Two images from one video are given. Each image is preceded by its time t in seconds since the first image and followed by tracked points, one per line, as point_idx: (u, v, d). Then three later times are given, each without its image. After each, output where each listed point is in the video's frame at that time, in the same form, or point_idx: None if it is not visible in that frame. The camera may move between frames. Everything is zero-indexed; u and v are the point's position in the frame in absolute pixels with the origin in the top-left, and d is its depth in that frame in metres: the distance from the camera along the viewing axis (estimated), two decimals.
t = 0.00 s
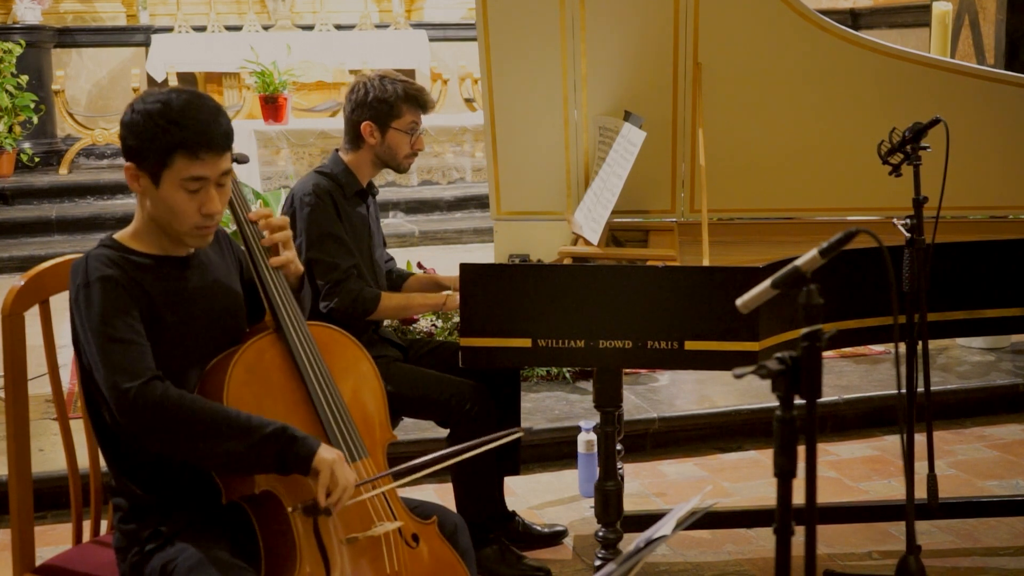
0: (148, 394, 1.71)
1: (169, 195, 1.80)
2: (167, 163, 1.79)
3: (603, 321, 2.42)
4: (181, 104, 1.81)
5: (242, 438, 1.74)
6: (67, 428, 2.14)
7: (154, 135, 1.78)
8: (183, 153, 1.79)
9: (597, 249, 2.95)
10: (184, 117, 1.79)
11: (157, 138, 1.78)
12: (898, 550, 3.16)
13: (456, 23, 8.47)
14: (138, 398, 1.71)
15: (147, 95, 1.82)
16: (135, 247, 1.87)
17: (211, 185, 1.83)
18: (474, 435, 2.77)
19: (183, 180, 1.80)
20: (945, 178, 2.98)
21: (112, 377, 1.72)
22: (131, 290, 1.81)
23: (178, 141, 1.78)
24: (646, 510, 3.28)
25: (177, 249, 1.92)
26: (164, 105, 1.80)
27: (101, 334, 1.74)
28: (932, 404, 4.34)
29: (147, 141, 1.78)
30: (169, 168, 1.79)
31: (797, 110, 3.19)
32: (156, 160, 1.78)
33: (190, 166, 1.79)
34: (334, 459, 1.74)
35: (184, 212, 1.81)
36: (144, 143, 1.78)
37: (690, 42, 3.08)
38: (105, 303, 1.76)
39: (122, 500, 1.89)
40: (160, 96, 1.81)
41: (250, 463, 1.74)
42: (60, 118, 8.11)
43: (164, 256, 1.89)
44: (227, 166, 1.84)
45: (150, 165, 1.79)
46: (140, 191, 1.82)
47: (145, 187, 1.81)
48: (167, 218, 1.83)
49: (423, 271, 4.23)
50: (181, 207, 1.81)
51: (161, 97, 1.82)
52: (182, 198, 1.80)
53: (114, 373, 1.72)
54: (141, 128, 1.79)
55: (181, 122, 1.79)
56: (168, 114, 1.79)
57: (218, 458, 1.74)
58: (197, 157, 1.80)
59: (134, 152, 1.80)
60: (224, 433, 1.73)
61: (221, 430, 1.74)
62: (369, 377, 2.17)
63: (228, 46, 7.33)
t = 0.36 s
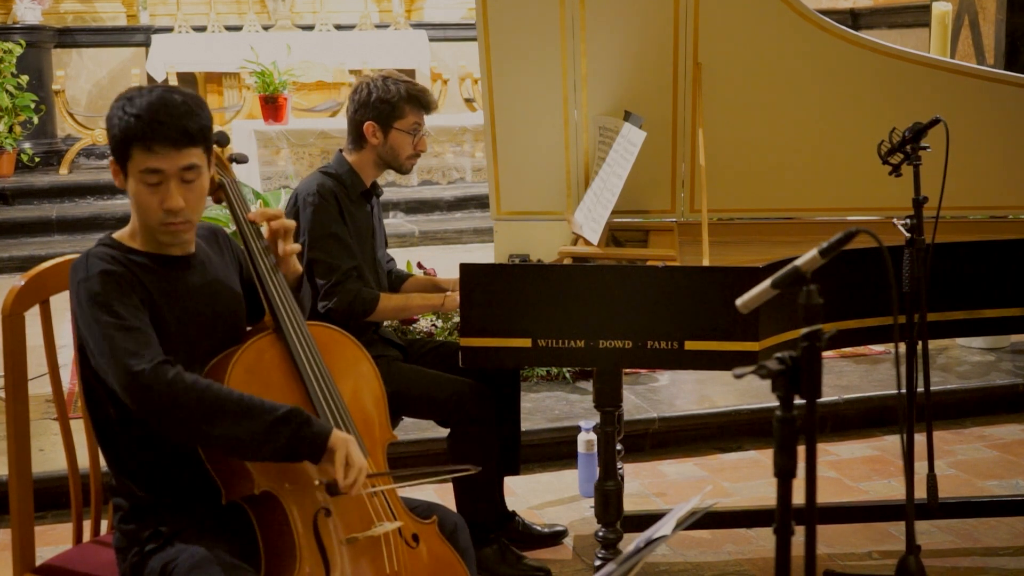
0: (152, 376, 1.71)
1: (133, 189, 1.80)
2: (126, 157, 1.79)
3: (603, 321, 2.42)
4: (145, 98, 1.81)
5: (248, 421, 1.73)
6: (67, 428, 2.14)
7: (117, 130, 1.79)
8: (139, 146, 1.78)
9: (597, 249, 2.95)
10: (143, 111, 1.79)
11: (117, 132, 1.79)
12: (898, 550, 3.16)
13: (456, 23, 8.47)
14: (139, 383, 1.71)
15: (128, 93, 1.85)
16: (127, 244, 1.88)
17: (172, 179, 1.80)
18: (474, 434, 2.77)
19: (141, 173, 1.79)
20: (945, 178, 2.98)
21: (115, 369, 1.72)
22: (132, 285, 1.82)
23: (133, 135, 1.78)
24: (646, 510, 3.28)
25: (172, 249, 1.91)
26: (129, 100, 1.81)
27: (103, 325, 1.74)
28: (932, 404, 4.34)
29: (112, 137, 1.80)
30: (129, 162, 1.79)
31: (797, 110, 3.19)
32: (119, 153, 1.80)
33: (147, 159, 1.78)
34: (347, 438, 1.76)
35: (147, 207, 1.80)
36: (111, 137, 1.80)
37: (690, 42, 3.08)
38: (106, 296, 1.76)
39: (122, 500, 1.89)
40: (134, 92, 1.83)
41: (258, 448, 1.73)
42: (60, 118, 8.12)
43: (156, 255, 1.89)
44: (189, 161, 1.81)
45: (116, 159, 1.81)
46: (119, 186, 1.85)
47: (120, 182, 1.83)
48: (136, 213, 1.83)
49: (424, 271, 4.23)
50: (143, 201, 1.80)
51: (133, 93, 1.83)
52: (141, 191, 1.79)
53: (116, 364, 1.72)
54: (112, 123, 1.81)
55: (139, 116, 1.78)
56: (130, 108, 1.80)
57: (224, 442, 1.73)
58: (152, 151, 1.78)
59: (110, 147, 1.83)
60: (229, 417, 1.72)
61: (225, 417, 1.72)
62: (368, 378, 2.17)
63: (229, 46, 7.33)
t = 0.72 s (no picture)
0: (145, 359, 1.69)
1: (124, 188, 1.81)
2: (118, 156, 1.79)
3: (603, 321, 2.42)
4: (135, 98, 1.80)
5: (242, 409, 1.71)
6: (67, 428, 2.14)
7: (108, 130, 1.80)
8: (128, 145, 1.78)
9: (597, 249, 2.95)
10: (132, 110, 1.78)
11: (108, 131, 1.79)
12: (898, 550, 3.16)
13: (456, 23, 8.47)
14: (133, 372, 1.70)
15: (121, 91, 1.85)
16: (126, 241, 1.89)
17: (161, 178, 1.80)
18: (473, 435, 2.77)
19: (132, 172, 1.79)
20: (945, 178, 2.97)
21: (111, 358, 1.72)
22: (130, 280, 1.82)
23: (122, 134, 1.77)
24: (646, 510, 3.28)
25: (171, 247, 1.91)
26: (119, 100, 1.80)
27: (102, 315, 1.74)
28: (933, 404, 4.34)
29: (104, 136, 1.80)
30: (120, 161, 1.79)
31: (797, 110, 3.19)
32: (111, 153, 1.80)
33: (136, 158, 1.78)
34: (338, 438, 1.74)
35: (138, 206, 1.81)
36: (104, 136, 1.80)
37: (690, 42, 3.08)
38: (104, 291, 1.77)
39: (121, 501, 1.88)
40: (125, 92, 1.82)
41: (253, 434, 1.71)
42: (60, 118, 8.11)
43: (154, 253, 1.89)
44: (179, 159, 1.81)
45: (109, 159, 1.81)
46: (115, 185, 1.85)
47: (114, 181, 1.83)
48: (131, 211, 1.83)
49: (423, 271, 4.23)
50: (136, 200, 1.80)
51: (124, 92, 1.83)
52: (133, 190, 1.79)
53: (113, 354, 1.71)
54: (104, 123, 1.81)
55: (127, 115, 1.78)
56: (120, 107, 1.79)
57: (218, 428, 1.71)
58: (142, 150, 1.78)
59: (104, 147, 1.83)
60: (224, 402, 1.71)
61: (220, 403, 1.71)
62: (368, 379, 2.17)
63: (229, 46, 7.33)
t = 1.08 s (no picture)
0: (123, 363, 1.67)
1: (159, 194, 1.80)
2: (155, 163, 1.78)
3: (603, 321, 2.42)
4: (161, 101, 1.79)
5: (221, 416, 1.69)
6: (67, 428, 2.14)
7: (138, 134, 1.77)
8: (170, 152, 1.78)
9: (597, 249, 2.95)
10: (173, 116, 1.78)
11: (146, 138, 1.77)
12: (898, 550, 3.16)
13: (455, 23, 8.47)
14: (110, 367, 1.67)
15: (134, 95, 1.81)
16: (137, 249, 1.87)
17: (201, 183, 1.82)
18: (473, 435, 2.77)
19: (172, 179, 1.79)
20: (945, 178, 2.97)
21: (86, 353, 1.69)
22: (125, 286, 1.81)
23: (164, 142, 1.77)
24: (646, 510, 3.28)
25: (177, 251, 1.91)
26: (147, 104, 1.79)
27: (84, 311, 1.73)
28: (933, 404, 4.34)
29: (133, 141, 1.78)
30: (158, 167, 1.78)
31: (797, 110, 3.19)
32: (146, 159, 1.78)
33: (177, 165, 1.79)
34: (298, 454, 1.68)
35: (176, 211, 1.81)
36: (134, 143, 1.78)
37: (690, 42, 3.08)
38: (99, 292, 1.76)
39: (120, 500, 1.88)
40: (146, 95, 1.80)
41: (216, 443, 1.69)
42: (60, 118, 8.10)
43: (162, 257, 1.89)
44: (218, 163, 1.84)
45: (140, 166, 1.78)
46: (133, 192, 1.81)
47: (137, 188, 1.80)
48: (163, 219, 1.82)
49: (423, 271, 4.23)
50: (175, 207, 1.81)
51: (143, 95, 1.80)
52: (174, 198, 1.80)
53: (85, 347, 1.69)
54: (130, 129, 1.78)
55: (165, 121, 1.77)
56: (153, 112, 1.78)
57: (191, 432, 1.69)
58: (185, 156, 1.79)
59: (125, 154, 1.78)
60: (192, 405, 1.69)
61: (186, 409, 1.69)
62: (368, 382, 2.17)
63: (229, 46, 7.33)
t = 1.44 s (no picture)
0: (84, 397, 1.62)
1: (189, 194, 1.82)
2: (187, 161, 1.81)
3: (603, 321, 2.42)
4: (191, 102, 1.83)
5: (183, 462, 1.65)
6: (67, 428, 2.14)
7: (172, 133, 1.80)
8: (203, 150, 1.82)
9: (597, 249, 2.95)
10: (203, 116, 1.82)
11: (178, 136, 1.80)
12: (898, 550, 3.16)
13: (455, 23, 8.47)
14: (55, 397, 1.62)
15: (157, 96, 1.84)
16: (146, 254, 1.87)
17: (228, 182, 1.87)
18: (473, 435, 2.77)
19: (202, 178, 1.82)
20: (945, 178, 2.97)
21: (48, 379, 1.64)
22: (115, 295, 1.78)
23: (196, 140, 1.81)
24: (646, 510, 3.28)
25: (183, 255, 1.93)
26: (176, 103, 1.82)
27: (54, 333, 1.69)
28: (933, 404, 4.34)
29: (163, 139, 1.80)
30: (188, 166, 1.81)
31: (797, 110, 3.19)
32: (176, 158, 1.80)
33: (209, 164, 1.82)
34: (223, 505, 1.60)
35: (203, 211, 1.84)
36: (164, 142, 1.80)
37: (690, 43, 3.08)
38: (84, 302, 1.73)
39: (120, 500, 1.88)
40: (173, 96, 1.84)
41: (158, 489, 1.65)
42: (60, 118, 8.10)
43: (174, 259, 1.91)
44: (241, 163, 1.89)
45: (169, 164, 1.80)
46: (155, 192, 1.83)
47: (160, 187, 1.82)
48: (186, 218, 1.84)
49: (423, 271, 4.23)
50: (202, 205, 1.83)
51: (170, 96, 1.84)
52: (203, 197, 1.83)
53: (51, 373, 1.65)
54: (159, 128, 1.80)
55: (196, 120, 1.81)
56: (184, 112, 1.82)
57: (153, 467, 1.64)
58: (216, 155, 1.83)
59: (152, 152, 1.80)
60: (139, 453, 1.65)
61: (142, 440, 1.65)
62: (369, 382, 2.18)
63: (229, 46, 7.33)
